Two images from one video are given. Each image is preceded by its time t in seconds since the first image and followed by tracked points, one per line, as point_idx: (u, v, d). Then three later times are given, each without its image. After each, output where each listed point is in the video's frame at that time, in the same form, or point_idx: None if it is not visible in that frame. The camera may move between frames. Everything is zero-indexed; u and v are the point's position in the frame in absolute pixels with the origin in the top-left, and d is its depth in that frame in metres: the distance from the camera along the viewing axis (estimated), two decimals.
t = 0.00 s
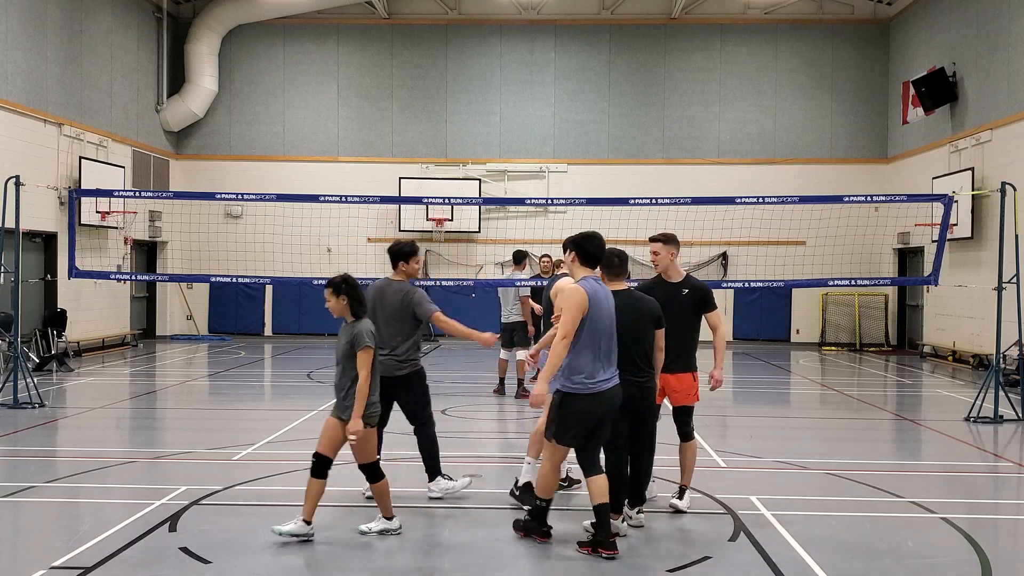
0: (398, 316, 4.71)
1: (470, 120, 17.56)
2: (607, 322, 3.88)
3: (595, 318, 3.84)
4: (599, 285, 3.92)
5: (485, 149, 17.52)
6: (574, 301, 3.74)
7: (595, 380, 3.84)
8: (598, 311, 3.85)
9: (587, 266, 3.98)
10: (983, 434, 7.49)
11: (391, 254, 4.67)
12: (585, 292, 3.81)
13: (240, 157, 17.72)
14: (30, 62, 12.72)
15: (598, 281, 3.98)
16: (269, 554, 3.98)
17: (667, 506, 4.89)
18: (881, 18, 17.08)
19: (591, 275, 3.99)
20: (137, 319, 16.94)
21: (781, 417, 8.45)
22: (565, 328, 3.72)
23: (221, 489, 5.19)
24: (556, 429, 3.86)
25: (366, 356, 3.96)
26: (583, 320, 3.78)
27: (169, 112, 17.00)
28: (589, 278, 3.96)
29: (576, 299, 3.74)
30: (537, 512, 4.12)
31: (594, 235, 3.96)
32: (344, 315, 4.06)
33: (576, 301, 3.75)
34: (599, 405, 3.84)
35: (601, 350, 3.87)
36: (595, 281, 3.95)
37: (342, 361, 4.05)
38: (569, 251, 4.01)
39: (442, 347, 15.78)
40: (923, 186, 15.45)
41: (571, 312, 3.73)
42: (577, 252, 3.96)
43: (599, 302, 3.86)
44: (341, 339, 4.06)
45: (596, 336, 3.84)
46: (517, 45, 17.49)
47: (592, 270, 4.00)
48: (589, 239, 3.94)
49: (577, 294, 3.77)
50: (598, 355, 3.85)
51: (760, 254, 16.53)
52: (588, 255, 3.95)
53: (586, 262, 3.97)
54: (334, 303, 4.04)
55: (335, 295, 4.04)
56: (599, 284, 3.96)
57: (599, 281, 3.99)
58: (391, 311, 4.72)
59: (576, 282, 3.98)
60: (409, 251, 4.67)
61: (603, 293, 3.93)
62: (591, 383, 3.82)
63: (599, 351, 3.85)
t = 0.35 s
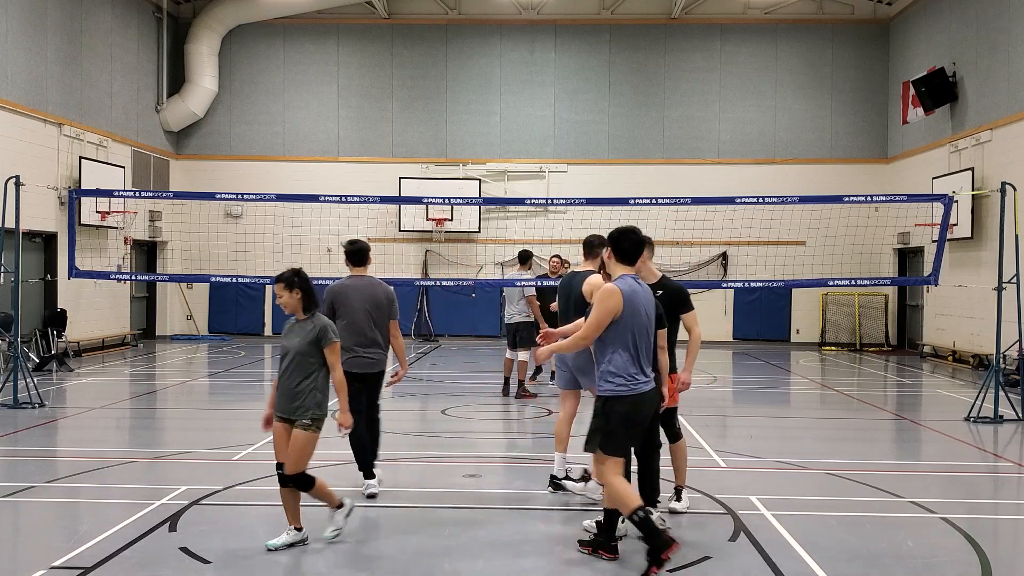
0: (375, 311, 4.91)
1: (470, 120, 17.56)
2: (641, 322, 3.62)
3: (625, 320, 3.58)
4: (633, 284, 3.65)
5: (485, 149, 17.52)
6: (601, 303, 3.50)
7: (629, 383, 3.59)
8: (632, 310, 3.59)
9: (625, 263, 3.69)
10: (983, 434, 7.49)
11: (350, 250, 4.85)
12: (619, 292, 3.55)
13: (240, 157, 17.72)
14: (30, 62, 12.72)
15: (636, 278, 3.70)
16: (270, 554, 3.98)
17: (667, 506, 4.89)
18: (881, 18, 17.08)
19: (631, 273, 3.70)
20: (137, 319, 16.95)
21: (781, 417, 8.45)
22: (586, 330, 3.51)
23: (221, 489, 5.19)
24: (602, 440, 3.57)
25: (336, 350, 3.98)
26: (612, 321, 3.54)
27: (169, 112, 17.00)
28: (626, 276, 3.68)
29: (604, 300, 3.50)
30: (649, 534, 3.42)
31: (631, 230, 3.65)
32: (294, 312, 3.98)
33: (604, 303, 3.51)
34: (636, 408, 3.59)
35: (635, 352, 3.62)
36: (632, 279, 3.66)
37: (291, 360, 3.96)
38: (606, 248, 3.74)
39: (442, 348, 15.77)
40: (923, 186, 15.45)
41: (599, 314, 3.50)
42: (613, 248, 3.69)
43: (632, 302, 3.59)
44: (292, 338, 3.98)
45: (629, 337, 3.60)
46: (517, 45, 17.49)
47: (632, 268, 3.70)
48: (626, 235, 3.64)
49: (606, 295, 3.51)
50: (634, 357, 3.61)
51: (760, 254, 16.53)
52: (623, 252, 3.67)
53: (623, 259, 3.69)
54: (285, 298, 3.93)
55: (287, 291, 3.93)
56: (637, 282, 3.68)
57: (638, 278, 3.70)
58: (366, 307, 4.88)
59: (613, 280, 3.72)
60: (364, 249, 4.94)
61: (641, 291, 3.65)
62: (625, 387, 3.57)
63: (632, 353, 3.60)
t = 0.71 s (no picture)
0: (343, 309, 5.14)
1: (470, 120, 17.56)
2: (688, 321, 3.43)
3: (670, 322, 3.40)
4: (675, 284, 3.48)
5: (485, 149, 17.52)
6: (644, 307, 3.34)
7: (678, 387, 3.40)
8: (673, 314, 3.40)
9: (664, 262, 3.52)
10: (983, 434, 7.49)
11: (320, 250, 5.02)
12: (660, 294, 3.38)
13: (239, 157, 17.72)
14: (30, 62, 12.72)
15: (678, 277, 3.53)
16: (270, 555, 3.97)
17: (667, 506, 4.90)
18: (881, 18, 17.08)
19: (672, 272, 3.53)
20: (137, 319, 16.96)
21: (782, 417, 8.45)
22: (634, 338, 3.36)
23: (221, 490, 5.19)
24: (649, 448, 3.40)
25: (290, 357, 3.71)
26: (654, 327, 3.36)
27: (169, 112, 17.00)
28: (667, 275, 3.51)
29: (639, 303, 3.35)
30: (681, 559, 3.37)
31: (668, 226, 3.48)
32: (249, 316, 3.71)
33: (647, 307, 3.34)
34: (680, 414, 3.38)
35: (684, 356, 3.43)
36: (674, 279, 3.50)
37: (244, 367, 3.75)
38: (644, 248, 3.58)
39: (441, 347, 15.79)
40: (923, 186, 15.45)
41: (643, 319, 3.34)
42: (652, 246, 3.52)
43: (676, 303, 3.41)
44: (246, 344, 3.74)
45: (677, 340, 3.42)
46: (517, 45, 17.49)
47: (673, 266, 3.53)
48: (663, 232, 3.48)
49: (648, 298, 3.35)
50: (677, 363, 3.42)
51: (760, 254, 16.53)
52: (658, 251, 3.51)
53: (661, 258, 3.52)
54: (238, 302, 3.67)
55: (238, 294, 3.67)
56: (679, 281, 3.51)
57: (681, 278, 3.53)
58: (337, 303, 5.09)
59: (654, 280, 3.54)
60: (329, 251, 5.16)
61: (682, 294, 3.46)
62: (675, 393, 3.39)
63: (679, 357, 3.41)
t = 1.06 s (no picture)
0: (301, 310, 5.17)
1: (470, 120, 17.56)
2: (735, 327, 3.17)
3: (720, 327, 3.14)
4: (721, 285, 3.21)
5: (485, 149, 17.52)
6: (693, 310, 3.07)
7: (719, 397, 3.16)
8: (715, 315, 3.13)
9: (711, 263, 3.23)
10: (982, 434, 7.50)
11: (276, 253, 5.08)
12: (709, 298, 3.12)
13: (239, 157, 17.72)
14: (30, 62, 12.71)
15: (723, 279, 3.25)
16: (269, 556, 3.96)
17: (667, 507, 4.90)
18: (881, 18, 17.08)
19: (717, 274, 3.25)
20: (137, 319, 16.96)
21: (782, 417, 8.45)
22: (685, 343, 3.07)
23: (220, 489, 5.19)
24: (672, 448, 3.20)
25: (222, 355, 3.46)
26: (699, 330, 3.09)
27: (169, 112, 17.00)
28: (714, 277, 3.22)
29: (681, 305, 3.09)
30: (682, 559, 3.30)
31: (719, 226, 3.17)
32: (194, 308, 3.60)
33: (695, 311, 3.08)
34: (714, 422, 3.14)
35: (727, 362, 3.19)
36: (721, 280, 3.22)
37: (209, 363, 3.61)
38: (688, 246, 3.27)
39: (441, 347, 15.78)
40: (923, 186, 15.44)
41: (693, 324, 3.08)
42: (700, 246, 3.21)
43: (724, 307, 3.16)
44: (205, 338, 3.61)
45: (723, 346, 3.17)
46: (517, 45, 17.49)
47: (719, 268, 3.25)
48: (714, 231, 3.17)
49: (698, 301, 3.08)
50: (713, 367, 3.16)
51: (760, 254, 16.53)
52: (705, 251, 3.20)
53: (710, 259, 3.21)
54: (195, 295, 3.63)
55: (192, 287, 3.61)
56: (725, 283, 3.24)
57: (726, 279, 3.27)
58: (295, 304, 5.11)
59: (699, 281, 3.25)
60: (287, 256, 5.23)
61: (727, 295, 3.19)
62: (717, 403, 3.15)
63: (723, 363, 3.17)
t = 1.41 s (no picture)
0: (246, 304, 5.35)
1: (470, 120, 17.56)
2: (770, 326, 2.94)
3: (749, 323, 2.92)
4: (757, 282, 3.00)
5: (485, 149, 17.52)
6: (713, 303, 2.93)
7: (755, 399, 2.91)
8: (749, 312, 2.94)
9: (747, 259, 3.05)
10: (982, 434, 7.49)
11: (224, 248, 5.28)
12: (734, 291, 2.94)
13: (239, 157, 17.72)
14: (30, 62, 12.71)
15: (763, 276, 3.03)
16: (269, 556, 3.95)
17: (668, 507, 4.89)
18: (881, 18, 17.08)
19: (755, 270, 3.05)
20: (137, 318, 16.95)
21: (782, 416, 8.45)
22: (700, 337, 2.97)
23: (221, 489, 5.19)
24: (705, 452, 2.99)
25: (148, 361, 3.38)
26: (719, 326, 2.94)
27: (169, 112, 17.00)
28: (752, 273, 3.03)
29: (705, 298, 2.95)
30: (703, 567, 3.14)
31: (752, 222, 3.00)
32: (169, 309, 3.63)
33: (717, 303, 2.93)
34: (754, 429, 2.90)
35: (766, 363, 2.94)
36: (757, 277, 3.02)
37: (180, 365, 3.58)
38: (724, 245, 3.11)
39: (441, 348, 15.77)
40: (923, 186, 15.44)
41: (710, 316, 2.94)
42: (735, 243, 3.05)
43: (756, 303, 2.94)
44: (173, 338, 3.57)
45: (759, 345, 2.93)
46: (517, 45, 17.49)
47: (756, 264, 3.05)
48: (747, 227, 3.00)
49: (720, 294, 2.93)
50: (752, 368, 2.93)
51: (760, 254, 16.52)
52: (741, 246, 3.03)
53: (744, 254, 3.04)
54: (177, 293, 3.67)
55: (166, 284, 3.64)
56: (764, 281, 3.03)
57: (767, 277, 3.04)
58: (234, 300, 5.30)
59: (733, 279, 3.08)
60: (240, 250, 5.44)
61: (763, 292, 2.97)
62: (750, 405, 2.90)
63: (759, 363, 2.93)
